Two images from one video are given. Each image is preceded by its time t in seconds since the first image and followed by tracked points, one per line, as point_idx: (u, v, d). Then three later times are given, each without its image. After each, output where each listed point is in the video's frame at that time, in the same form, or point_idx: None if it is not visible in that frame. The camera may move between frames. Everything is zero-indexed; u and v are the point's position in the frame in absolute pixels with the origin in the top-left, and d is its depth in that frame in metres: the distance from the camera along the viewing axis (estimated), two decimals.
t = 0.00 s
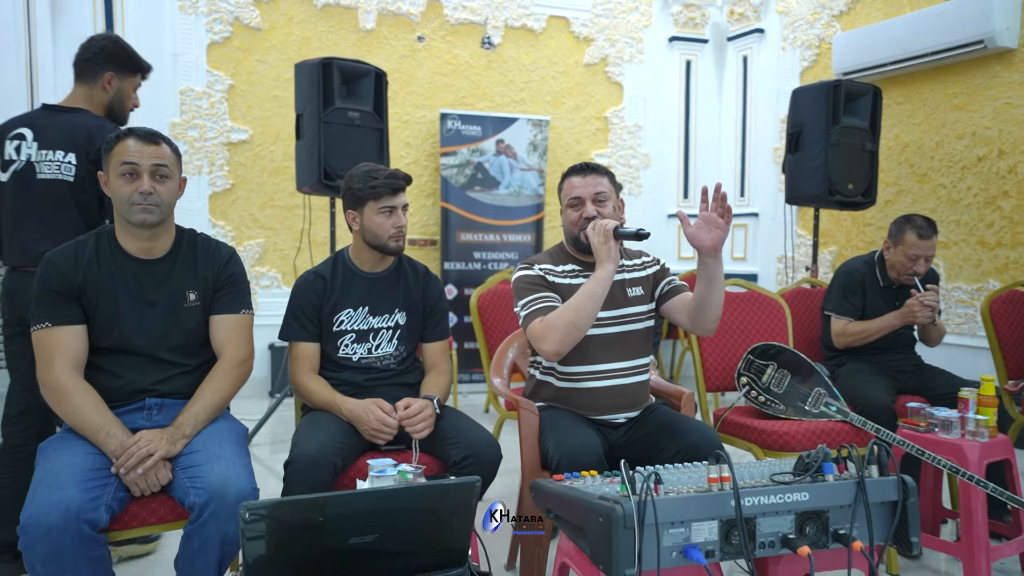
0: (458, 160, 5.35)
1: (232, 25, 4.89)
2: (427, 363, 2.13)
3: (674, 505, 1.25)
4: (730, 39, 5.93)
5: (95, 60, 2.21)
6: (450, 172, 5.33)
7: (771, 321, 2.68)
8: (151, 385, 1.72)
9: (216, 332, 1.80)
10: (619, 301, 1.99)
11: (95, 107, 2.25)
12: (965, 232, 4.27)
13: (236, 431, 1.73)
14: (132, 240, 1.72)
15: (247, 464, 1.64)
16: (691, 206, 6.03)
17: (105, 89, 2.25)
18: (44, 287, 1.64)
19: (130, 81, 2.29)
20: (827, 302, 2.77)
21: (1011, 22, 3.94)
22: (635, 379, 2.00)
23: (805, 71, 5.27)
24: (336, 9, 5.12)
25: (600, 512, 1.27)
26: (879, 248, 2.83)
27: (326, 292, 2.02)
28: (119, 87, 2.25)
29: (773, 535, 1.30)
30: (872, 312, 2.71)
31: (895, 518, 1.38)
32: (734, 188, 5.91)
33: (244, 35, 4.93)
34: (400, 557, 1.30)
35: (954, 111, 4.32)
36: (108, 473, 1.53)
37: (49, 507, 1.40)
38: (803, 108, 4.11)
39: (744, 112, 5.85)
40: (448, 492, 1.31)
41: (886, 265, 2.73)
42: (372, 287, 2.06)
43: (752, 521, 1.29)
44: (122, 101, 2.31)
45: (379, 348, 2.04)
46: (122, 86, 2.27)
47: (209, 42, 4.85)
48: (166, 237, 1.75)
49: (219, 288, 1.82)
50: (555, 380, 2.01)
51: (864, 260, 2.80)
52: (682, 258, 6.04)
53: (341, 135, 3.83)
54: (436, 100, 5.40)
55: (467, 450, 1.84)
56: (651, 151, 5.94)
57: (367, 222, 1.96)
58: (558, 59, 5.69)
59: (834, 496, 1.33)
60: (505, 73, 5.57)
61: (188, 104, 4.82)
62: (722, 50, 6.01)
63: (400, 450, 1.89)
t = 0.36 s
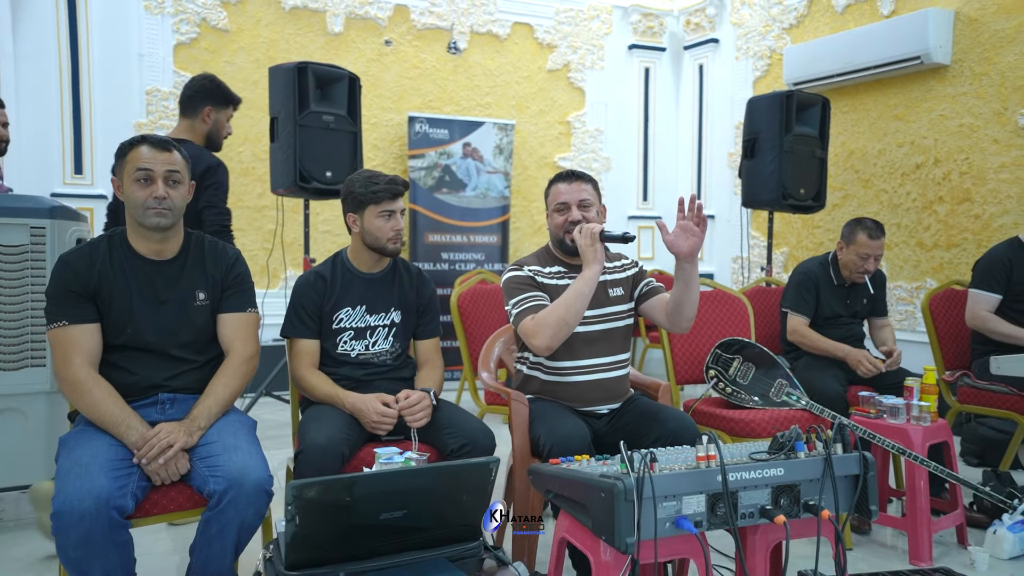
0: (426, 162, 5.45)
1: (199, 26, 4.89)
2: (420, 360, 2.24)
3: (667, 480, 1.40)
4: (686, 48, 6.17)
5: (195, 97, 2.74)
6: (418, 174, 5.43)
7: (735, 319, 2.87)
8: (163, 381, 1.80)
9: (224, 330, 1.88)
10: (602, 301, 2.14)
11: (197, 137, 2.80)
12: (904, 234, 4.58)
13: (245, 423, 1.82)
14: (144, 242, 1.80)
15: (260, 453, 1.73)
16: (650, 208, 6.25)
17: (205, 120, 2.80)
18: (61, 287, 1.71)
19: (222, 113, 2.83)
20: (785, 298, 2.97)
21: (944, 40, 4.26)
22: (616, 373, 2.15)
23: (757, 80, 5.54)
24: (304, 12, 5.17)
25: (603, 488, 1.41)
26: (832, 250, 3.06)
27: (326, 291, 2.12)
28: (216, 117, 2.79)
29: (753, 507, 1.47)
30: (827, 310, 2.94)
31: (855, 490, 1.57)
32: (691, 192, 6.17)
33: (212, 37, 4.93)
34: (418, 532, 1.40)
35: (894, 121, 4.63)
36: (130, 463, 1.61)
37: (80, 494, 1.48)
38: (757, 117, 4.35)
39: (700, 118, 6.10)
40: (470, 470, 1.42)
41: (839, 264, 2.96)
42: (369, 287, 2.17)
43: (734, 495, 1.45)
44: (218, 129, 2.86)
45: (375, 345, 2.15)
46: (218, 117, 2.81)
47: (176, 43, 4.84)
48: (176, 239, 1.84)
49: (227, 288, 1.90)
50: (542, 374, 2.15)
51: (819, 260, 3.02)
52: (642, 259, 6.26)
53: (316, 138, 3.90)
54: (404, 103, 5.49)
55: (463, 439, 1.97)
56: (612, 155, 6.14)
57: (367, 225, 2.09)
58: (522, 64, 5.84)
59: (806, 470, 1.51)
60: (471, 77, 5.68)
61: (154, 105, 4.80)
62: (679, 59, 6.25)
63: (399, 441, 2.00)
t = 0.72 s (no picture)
0: (401, 162, 5.57)
1: (173, 24, 4.87)
2: (422, 353, 2.36)
3: (674, 457, 1.55)
4: (650, 53, 6.37)
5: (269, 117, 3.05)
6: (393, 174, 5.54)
7: (712, 313, 3.04)
8: (186, 372, 1.89)
9: (241, 323, 1.97)
10: (594, 298, 2.28)
11: (272, 149, 3.17)
12: (858, 234, 4.86)
13: (265, 412, 1.91)
14: (167, 241, 1.89)
15: (282, 440, 1.82)
16: (616, 208, 6.45)
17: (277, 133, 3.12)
18: (90, 283, 1.78)
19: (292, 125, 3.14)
20: (765, 294, 3.16)
21: (894, 52, 4.55)
22: (609, 365, 2.29)
23: (720, 86, 5.78)
24: (279, 12, 5.20)
25: (614, 465, 1.55)
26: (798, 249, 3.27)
27: (333, 288, 2.22)
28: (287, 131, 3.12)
29: (746, 480, 1.64)
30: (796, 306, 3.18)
31: (834, 465, 1.75)
32: (656, 192, 6.39)
33: (186, 35, 4.92)
34: (449, 507, 1.48)
35: (848, 127, 4.90)
36: (163, 450, 1.70)
37: (122, 480, 1.57)
38: (723, 122, 4.57)
39: (664, 122, 6.32)
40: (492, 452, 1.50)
41: (806, 262, 3.18)
42: (374, 283, 2.27)
43: (731, 469, 1.61)
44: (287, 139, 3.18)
45: (380, 339, 2.26)
46: (287, 130, 3.18)
47: (150, 41, 4.81)
48: (196, 237, 1.92)
49: (244, 283, 1.99)
50: (541, 365, 2.28)
51: (787, 258, 3.23)
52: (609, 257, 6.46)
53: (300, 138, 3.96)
54: (378, 104, 5.56)
55: (470, 426, 2.10)
56: (580, 156, 6.31)
57: (374, 224, 2.19)
58: (494, 67, 5.96)
59: (792, 447, 1.68)
60: (444, 79, 5.77)
61: (128, 103, 4.77)
62: (644, 64, 6.46)
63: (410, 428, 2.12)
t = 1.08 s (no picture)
0: (389, 166, 5.70)
1: (165, 30, 4.95)
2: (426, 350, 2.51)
3: (671, 441, 1.72)
4: (630, 60, 6.55)
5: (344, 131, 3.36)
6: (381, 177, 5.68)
7: (695, 312, 3.24)
8: (213, 368, 2.02)
9: (263, 323, 2.10)
10: (591, 295, 2.44)
11: (343, 159, 3.42)
12: (829, 236, 5.10)
13: (287, 405, 2.05)
14: (194, 245, 2.02)
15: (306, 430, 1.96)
16: (597, 210, 6.63)
17: (348, 145, 3.41)
18: (125, 285, 1.91)
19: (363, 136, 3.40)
20: (741, 293, 3.36)
21: (862, 64, 4.79)
22: (603, 358, 2.45)
23: (697, 93, 5.99)
24: (268, 19, 5.29)
25: (617, 449, 1.71)
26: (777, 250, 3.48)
27: (344, 289, 2.35)
28: (357, 144, 3.37)
29: (734, 463, 1.81)
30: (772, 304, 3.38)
31: (813, 448, 1.93)
32: (636, 195, 6.59)
33: (177, 41, 5.00)
34: (469, 488, 1.62)
35: (820, 134, 5.14)
36: (197, 440, 1.83)
37: (162, 468, 1.71)
38: (702, 129, 4.77)
39: (644, 127, 6.52)
40: (508, 439, 1.63)
41: (784, 262, 3.39)
42: (383, 285, 2.40)
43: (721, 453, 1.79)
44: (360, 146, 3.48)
45: (389, 337, 2.40)
46: (357, 143, 3.40)
47: (142, 46, 4.88)
48: (221, 242, 2.06)
49: (265, 285, 2.12)
50: (540, 359, 2.43)
51: (766, 259, 3.44)
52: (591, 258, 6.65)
53: (296, 143, 4.07)
54: (366, 108, 5.67)
55: (475, 417, 2.26)
56: (562, 160, 6.49)
57: (383, 229, 2.33)
58: (479, 73, 6.10)
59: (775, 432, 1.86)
60: (430, 85, 5.90)
61: (120, 107, 4.83)
62: (624, 71, 6.64)
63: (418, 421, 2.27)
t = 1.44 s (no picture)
0: (385, 169, 5.85)
1: (167, 37, 5.07)
2: (431, 345, 2.67)
3: (660, 425, 1.90)
4: (619, 66, 6.73)
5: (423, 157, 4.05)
6: (377, 180, 5.83)
7: (682, 309, 3.42)
8: (237, 361, 2.18)
9: (281, 319, 2.25)
10: (586, 293, 2.61)
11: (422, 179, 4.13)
12: (810, 237, 5.30)
13: (306, 396, 2.20)
14: (219, 247, 2.17)
15: (324, 418, 2.11)
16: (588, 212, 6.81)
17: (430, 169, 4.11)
18: (157, 284, 2.06)
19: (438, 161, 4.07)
20: (721, 293, 3.60)
21: (841, 72, 5.00)
22: (597, 351, 2.62)
23: (684, 98, 6.18)
24: (267, 26, 5.43)
25: (613, 432, 1.88)
26: (759, 251, 3.68)
27: (355, 288, 2.51)
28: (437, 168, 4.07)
29: (719, 445, 1.99)
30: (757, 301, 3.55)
31: (791, 432, 2.11)
32: (625, 197, 6.78)
33: (178, 47, 5.13)
34: (479, 468, 1.79)
35: (801, 139, 5.34)
36: (225, 427, 1.99)
37: (196, 451, 1.87)
38: (689, 133, 4.96)
39: (632, 131, 6.70)
40: (514, 424, 1.79)
41: (766, 261, 3.57)
42: (391, 284, 2.56)
43: (707, 436, 1.97)
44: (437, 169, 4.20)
45: (397, 332, 2.56)
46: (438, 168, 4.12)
47: (145, 53, 5.01)
48: (243, 244, 2.21)
49: (283, 284, 2.28)
50: (539, 352, 2.60)
51: (748, 259, 3.64)
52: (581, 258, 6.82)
53: (298, 148, 4.22)
54: (363, 113, 5.81)
55: (479, 407, 2.43)
56: (553, 163, 6.66)
57: (392, 232, 2.49)
58: (472, 78, 6.26)
59: (756, 418, 2.04)
60: (425, 90, 6.05)
61: (124, 112, 4.96)
62: (612, 76, 6.82)
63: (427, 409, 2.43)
